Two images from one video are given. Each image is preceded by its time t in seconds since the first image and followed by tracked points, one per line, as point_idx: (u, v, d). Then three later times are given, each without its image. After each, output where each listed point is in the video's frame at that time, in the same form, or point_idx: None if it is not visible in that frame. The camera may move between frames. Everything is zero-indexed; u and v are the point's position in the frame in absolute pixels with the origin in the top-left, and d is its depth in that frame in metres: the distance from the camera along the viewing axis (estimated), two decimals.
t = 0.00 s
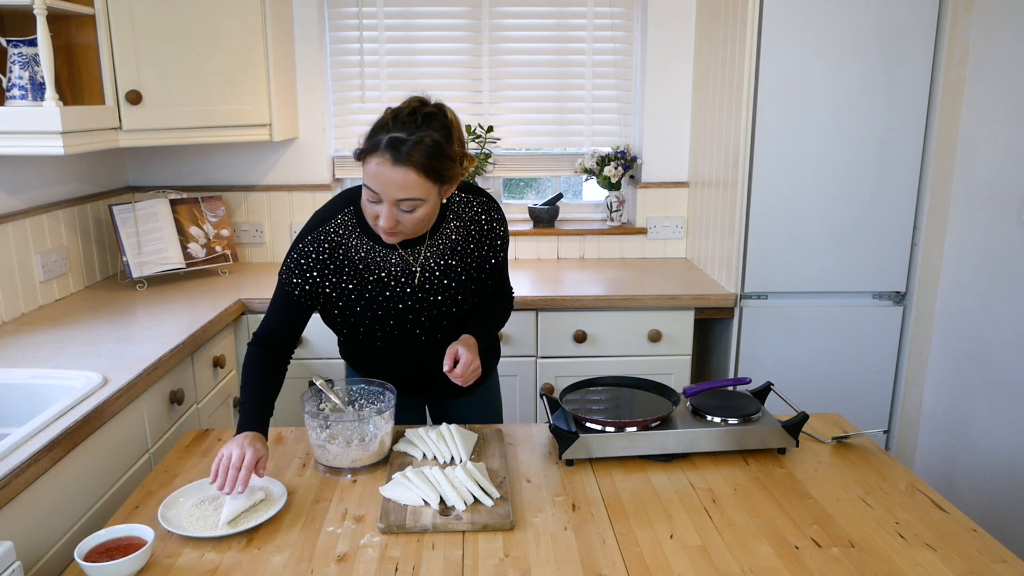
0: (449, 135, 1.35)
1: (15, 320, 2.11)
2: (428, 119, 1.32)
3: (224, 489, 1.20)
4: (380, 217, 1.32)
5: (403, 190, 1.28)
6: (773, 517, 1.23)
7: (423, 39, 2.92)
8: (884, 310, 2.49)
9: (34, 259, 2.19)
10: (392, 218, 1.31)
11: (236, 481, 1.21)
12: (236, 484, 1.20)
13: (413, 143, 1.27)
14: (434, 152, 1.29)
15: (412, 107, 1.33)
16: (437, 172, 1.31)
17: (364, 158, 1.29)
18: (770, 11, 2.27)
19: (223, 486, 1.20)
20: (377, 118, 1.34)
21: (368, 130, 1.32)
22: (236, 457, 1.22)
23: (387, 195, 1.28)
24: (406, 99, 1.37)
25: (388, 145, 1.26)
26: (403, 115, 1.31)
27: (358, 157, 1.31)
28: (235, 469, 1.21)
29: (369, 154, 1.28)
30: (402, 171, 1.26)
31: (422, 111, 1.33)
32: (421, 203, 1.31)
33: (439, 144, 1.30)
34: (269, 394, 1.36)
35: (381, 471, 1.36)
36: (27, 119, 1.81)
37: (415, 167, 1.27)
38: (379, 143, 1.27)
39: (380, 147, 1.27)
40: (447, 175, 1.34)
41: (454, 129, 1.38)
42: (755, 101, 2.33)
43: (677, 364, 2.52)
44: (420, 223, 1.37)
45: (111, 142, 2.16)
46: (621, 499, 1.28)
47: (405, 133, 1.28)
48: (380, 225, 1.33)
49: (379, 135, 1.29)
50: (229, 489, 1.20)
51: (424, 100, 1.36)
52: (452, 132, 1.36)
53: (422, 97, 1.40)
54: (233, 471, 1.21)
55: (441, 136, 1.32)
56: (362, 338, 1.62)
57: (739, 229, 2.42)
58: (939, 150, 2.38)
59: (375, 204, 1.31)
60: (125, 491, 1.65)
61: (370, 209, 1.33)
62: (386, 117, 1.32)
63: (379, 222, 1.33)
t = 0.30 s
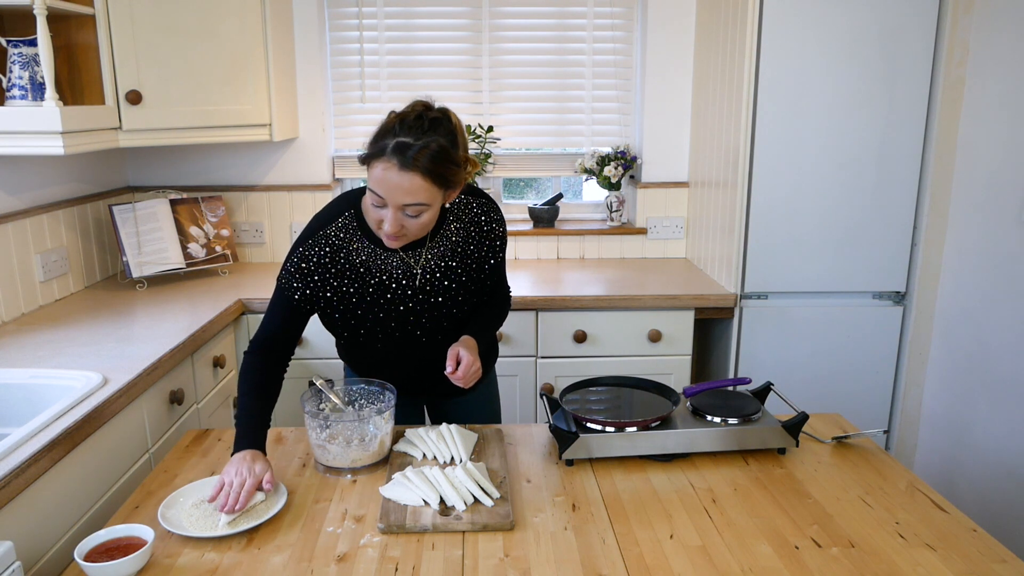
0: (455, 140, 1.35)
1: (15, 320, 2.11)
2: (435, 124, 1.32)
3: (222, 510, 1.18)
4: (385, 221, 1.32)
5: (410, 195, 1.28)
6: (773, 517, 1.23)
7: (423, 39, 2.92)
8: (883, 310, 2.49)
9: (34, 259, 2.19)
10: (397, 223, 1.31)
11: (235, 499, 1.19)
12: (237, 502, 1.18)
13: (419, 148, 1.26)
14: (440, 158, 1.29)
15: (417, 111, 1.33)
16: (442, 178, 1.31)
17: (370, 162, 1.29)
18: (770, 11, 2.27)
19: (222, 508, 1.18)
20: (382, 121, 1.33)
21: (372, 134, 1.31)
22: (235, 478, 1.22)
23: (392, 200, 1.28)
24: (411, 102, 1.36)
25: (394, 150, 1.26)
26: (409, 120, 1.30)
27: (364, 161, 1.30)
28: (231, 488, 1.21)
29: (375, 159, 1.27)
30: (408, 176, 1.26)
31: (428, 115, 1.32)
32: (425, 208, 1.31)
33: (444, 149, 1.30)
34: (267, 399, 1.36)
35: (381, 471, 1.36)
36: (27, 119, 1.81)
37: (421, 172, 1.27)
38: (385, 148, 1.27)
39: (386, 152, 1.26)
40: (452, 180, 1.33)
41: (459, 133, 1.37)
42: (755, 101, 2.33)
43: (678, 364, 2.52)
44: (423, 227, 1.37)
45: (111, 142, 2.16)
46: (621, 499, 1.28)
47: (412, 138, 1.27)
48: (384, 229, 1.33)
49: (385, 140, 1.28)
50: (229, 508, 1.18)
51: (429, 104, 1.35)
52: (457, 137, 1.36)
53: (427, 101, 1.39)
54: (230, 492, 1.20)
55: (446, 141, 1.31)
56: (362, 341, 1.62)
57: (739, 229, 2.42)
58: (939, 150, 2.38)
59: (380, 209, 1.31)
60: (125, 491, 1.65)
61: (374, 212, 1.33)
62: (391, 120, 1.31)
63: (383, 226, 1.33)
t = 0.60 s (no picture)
0: (460, 143, 1.34)
1: (15, 320, 2.11)
2: (440, 126, 1.31)
3: (222, 510, 1.18)
4: (388, 223, 1.32)
5: (413, 198, 1.28)
6: (773, 517, 1.23)
7: (423, 38, 2.92)
8: (884, 310, 2.49)
9: (34, 259, 2.19)
10: (400, 225, 1.31)
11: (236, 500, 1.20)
12: (238, 502, 1.19)
13: (424, 151, 1.26)
14: (445, 161, 1.29)
15: (423, 112, 1.32)
16: (446, 181, 1.31)
17: (374, 163, 1.29)
18: (770, 11, 2.27)
19: (222, 508, 1.18)
20: (386, 122, 1.33)
21: (377, 134, 1.31)
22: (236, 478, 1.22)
23: (396, 202, 1.28)
24: (415, 103, 1.36)
25: (399, 152, 1.26)
26: (414, 121, 1.30)
27: (368, 161, 1.30)
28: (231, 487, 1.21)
29: (380, 160, 1.27)
30: (412, 179, 1.26)
31: (434, 118, 1.31)
32: (429, 211, 1.31)
33: (449, 152, 1.30)
34: (268, 399, 1.36)
35: (381, 471, 1.36)
36: (27, 119, 1.81)
37: (425, 175, 1.27)
38: (389, 150, 1.27)
39: (391, 154, 1.26)
40: (456, 182, 1.33)
41: (464, 136, 1.37)
42: (755, 101, 2.33)
43: (678, 365, 2.52)
44: (425, 229, 1.37)
45: (111, 142, 2.16)
46: (621, 499, 1.28)
47: (417, 140, 1.27)
48: (387, 230, 1.33)
49: (390, 142, 1.28)
50: (229, 508, 1.18)
51: (435, 106, 1.35)
52: (461, 140, 1.36)
53: (432, 102, 1.38)
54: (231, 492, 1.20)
55: (451, 144, 1.31)
56: (361, 341, 1.61)
57: (739, 229, 2.42)
58: (938, 151, 2.38)
59: (383, 211, 1.31)
60: (125, 492, 1.65)
61: (377, 213, 1.33)
62: (396, 122, 1.31)
63: (386, 227, 1.33)
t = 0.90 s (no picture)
0: (461, 143, 1.34)
1: (15, 320, 2.11)
2: (441, 127, 1.31)
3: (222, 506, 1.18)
4: (389, 224, 1.32)
5: (415, 199, 1.28)
6: (773, 517, 1.23)
7: (423, 38, 2.92)
8: (884, 310, 2.49)
9: (34, 259, 2.19)
10: (402, 226, 1.31)
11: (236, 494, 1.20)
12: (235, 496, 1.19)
13: (425, 152, 1.26)
14: (445, 162, 1.29)
15: (423, 113, 1.32)
16: (447, 182, 1.31)
17: (375, 164, 1.28)
18: (770, 11, 2.27)
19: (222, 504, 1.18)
20: (386, 122, 1.32)
21: (377, 135, 1.31)
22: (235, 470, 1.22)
23: (397, 203, 1.28)
24: (415, 103, 1.36)
25: (400, 153, 1.26)
26: (415, 122, 1.30)
27: (369, 162, 1.30)
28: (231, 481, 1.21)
29: (381, 161, 1.27)
30: (413, 180, 1.26)
31: (434, 118, 1.31)
32: (430, 211, 1.31)
33: (450, 153, 1.30)
34: (268, 398, 1.36)
35: (381, 472, 1.36)
36: (27, 119, 1.81)
37: (426, 176, 1.27)
38: (390, 151, 1.27)
39: (392, 155, 1.26)
40: (457, 183, 1.33)
41: (464, 136, 1.37)
42: (755, 101, 2.33)
43: (678, 365, 2.52)
44: (426, 229, 1.37)
45: (111, 142, 2.16)
46: (621, 499, 1.28)
47: (418, 142, 1.27)
48: (389, 231, 1.33)
49: (390, 143, 1.28)
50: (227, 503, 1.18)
51: (436, 107, 1.35)
52: (462, 140, 1.35)
53: (432, 102, 1.38)
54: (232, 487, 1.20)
55: (452, 145, 1.31)
56: (361, 342, 1.61)
57: (739, 229, 2.42)
58: (938, 151, 2.38)
59: (385, 212, 1.31)
60: (125, 492, 1.65)
61: (378, 214, 1.33)
62: (396, 123, 1.31)
63: (388, 228, 1.33)
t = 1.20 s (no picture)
0: (464, 146, 1.34)
1: (15, 319, 2.11)
2: (444, 129, 1.31)
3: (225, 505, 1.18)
4: (393, 226, 1.32)
5: (418, 202, 1.28)
6: (773, 517, 1.23)
7: (423, 38, 2.92)
8: (883, 310, 2.49)
9: (35, 259, 2.19)
10: (405, 229, 1.31)
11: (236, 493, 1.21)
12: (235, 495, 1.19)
13: (427, 154, 1.26)
14: (449, 164, 1.29)
15: (426, 115, 1.32)
16: (451, 184, 1.31)
17: (379, 167, 1.29)
18: (770, 11, 2.27)
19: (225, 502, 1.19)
20: (390, 125, 1.32)
21: (381, 138, 1.31)
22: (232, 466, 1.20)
23: (400, 206, 1.28)
24: (419, 105, 1.36)
25: (403, 156, 1.26)
26: (418, 124, 1.29)
27: (373, 165, 1.30)
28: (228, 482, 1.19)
29: (384, 164, 1.27)
30: (416, 183, 1.26)
31: (437, 121, 1.31)
32: (433, 214, 1.31)
33: (454, 156, 1.30)
34: (268, 397, 1.35)
35: (381, 471, 1.36)
36: (27, 119, 1.81)
37: (429, 179, 1.27)
38: (393, 154, 1.27)
39: (395, 158, 1.26)
40: (461, 185, 1.33)
41: (468, 138, 1.37)
42: (755, 101, 2.33)
43: (678, 365, 2.52)
44: (429, 231, 1.37)
45: (111, 142, 2.16)
46: (621, 499, 1.28)
47: (422, 144, 1.27)
48: (392, 234, 1.33)
49: (393, 145, 1.28)
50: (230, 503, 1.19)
51: (439, 109, 1.34)
52: (465, 142, 1.35)
53: (435, 105, 1.38)
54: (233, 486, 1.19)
55: (455, 147, 1.31)
56: (363, 342, 1.61)
57: (739, 229, 2.42)
58: (939, 151, 2.38)
59: (388, 215, 1.31)
60: (125, 492, 1.65)
61: (380, 217, 1.33)
62: (400, 125, 1.31)
63: (391, 231, 1.33)
